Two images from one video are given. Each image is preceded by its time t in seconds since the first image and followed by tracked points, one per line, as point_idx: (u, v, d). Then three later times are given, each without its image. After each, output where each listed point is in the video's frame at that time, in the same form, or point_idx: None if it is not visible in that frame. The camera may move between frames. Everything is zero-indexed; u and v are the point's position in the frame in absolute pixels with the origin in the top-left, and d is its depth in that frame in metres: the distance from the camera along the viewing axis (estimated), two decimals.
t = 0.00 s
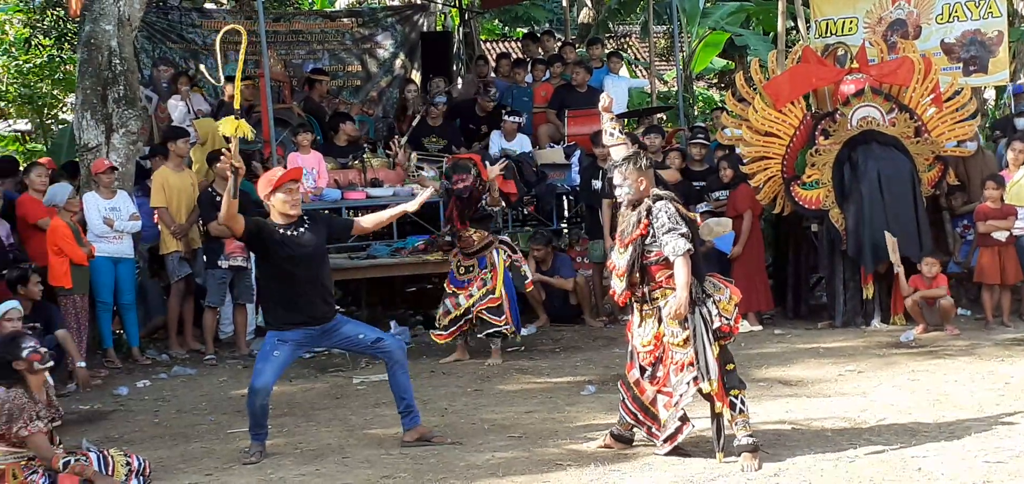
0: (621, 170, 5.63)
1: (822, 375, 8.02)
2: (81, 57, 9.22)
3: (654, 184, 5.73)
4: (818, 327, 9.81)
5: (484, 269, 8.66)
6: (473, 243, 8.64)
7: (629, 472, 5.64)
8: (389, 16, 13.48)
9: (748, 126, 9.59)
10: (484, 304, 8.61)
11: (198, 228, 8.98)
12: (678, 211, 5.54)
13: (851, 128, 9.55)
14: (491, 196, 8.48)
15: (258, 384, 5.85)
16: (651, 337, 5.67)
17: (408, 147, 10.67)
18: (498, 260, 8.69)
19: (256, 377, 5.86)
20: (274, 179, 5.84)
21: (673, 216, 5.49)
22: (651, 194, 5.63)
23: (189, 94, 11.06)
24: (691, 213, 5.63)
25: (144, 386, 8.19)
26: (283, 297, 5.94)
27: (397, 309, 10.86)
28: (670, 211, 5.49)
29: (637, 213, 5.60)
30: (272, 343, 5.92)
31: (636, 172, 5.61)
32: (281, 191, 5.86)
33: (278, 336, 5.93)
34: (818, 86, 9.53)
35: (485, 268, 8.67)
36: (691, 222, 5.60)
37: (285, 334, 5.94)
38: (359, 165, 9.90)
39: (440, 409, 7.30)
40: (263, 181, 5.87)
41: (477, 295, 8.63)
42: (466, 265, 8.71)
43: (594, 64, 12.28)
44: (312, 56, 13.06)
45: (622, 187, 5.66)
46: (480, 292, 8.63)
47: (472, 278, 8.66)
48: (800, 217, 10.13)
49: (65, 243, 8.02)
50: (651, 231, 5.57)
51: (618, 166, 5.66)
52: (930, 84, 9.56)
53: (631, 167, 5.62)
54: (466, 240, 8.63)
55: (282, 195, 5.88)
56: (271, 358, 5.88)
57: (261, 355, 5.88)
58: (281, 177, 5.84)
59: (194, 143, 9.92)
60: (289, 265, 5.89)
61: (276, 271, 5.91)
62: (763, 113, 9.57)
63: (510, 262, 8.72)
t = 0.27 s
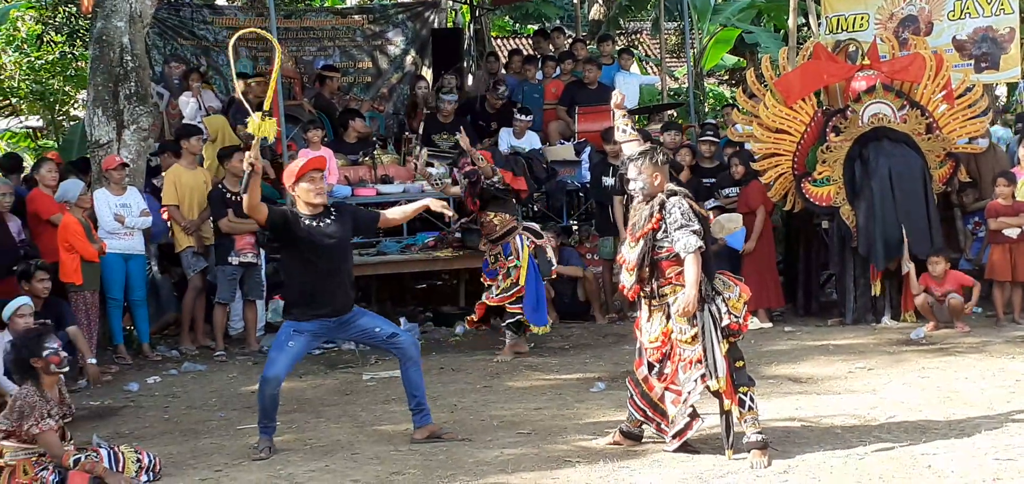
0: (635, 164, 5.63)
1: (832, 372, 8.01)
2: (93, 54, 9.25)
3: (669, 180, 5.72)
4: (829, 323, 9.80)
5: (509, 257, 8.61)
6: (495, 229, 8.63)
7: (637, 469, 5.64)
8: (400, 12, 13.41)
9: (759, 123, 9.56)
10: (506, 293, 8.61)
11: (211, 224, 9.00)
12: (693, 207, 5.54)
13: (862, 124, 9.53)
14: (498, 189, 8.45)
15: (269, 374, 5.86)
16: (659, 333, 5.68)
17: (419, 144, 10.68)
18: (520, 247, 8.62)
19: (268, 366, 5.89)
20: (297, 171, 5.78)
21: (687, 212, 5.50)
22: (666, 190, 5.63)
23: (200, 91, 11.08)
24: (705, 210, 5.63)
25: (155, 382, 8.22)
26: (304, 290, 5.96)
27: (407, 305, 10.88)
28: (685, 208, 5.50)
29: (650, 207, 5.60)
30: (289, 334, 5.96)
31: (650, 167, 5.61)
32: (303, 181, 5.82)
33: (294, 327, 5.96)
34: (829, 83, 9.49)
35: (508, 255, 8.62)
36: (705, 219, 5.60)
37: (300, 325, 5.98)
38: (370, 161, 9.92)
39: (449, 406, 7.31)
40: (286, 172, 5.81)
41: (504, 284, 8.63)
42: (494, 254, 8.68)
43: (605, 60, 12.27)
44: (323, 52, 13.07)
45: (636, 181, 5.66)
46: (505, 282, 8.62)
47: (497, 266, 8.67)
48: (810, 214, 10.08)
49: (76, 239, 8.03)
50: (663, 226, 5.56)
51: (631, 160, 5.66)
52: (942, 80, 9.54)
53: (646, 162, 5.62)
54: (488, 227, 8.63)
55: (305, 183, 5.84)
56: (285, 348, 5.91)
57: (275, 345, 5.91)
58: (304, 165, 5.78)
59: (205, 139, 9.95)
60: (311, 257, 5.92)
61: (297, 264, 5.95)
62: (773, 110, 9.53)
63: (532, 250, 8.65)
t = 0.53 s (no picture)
0: (636, 164, 5.65)
1: (832, 371, 8.01)
2: (93, 54, 9.25)
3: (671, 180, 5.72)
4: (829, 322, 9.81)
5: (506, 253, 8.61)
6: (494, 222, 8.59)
7: (638, 468, 5.65)
8: (400, 12, 13.46)
9: (759, 122, 9.57)
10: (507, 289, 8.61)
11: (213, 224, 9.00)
12: (693, 208, 5.54)
13: (862, 123, 9.53)
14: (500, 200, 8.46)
15: (286, 376, 5.91)
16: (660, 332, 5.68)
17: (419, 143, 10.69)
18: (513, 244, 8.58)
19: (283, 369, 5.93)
20: (297, 180, 5.84)
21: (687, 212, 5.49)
22: (666, 189, 5.63)
23: (200, 91, 11.09)
24: (705, 211, 5.62)
25: (156, 381, 8.23)
26: (317, 296, 5.93)
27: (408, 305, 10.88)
28: (685, 208, 5.49)
29: (651, 207, 5.60)
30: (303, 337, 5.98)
31: (650, 166, 5.61)
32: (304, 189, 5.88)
33: (310, 330, 5.99)
34: (829, 82, 9.50)
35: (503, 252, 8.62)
36: (705, 219, 5.59)
37: (316, 328, 6.00)
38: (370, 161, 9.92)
39: (450, 405, 7.32)
40: (285, 182, 5.88)
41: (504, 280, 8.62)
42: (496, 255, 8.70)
43: (605, 59, 12.28)
44: (324, 52, 13.08)
45: (638, 181, 5.66)
46: (504, 279, 8.61)
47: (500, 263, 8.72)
48: (811, 213, 10.08)
49: (77, 238, 8.04)
50: (664, 226, 5.56)
51: (632, 159, 5.67)
52: (942, 80, 9.55)
53: (647, 161, 5.62)
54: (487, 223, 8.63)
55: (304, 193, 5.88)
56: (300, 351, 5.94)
57: (292, 347, 5.95)
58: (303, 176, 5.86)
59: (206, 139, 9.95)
60: (311, 265, 5.89)
61: (303, 273, 5.91)
62: (773, 109, 9.55)
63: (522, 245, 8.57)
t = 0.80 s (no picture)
0: (635, 164, 5.61)
1: (832, 371, 8.01)
2: (93, 53, 9.25)
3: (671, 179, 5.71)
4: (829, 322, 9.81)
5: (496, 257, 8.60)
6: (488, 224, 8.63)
7: (638, 468, 5.64)
8: (400, 11, 13.44)
9: (759, 122, 9.58)
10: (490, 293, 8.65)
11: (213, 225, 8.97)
12: (695, 208, 5.53)
13: (862, 122, 9.52)
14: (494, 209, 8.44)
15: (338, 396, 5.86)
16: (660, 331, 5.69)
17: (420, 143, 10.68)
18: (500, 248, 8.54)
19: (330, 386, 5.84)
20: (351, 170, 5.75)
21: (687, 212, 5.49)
22: (666, 189, 5.62)
23: (200, 90, 11.09)
24: (705, 212, 5.61)
25: (156, 381, 8.22)
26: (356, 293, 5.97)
27: (408, 305, 10.88)
28: (685, 208, 5.48)
29: (650, 208, 5.60)
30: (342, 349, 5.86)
31: (650, 166, 5.59)
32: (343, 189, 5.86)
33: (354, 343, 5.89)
34: (829, 82, 9.51)
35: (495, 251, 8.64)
36: (705, 219, 5.58)
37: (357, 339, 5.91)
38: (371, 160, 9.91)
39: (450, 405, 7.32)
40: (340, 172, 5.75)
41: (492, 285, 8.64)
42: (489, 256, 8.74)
43: (605, 59, 12.27)
44: (323, 51, 13.08)
45: (637, 181, 5.64)
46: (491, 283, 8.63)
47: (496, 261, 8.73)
48: (810, 213, 10.07)
49: (77, 238, 8.03)
50: (664, 227, 5.55)
51: (631, 159, 5.65)
52: (942, 79, 9.55)
53: (646, 161, 5.60)
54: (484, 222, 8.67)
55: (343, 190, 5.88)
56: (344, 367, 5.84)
57: (338, 366, 5.84)
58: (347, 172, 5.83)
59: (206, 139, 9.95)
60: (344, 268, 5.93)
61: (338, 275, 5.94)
62: (773, 108, 9.56)
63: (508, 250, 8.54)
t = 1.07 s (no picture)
0: (633, 175, 5.56)
1: (832, 372, 8.01)
2: (93, 55, 9.26)
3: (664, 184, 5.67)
4: (828, 324, 9.80)
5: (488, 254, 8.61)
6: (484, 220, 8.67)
7: (638, 470, 5.64)
8: (400, 13, 13.44)
9: (759, 123, 9.59)
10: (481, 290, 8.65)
11: (213, 226, 9.00)
12: (689, 209, 5.53)
13: (862, 124, 9.53)
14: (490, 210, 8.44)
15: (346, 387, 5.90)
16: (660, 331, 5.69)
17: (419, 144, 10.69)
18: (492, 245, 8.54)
19: (338, 378, 5.90)
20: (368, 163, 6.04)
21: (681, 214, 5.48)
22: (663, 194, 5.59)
23: (200, 92, 11.09)
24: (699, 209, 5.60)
25: (156, 383, 8.22)
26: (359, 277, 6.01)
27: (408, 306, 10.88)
28: (679, 209, 5.48)
29: (643, 215, 5.60)
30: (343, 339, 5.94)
31: (641, 179, 5.56)
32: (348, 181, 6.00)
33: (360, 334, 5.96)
34: (829, 83, 9.52)
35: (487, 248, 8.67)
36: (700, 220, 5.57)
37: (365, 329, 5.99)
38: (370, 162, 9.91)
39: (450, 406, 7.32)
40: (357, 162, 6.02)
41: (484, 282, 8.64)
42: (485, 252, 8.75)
43: (606, 61, 12.27)
44: (323, 53, 13.09)
45: (636, 192, 5.58)
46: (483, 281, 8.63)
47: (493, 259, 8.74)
48: (810, 215, 10.07)
49: (77, 239, 8.04)
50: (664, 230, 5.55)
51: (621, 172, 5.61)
52: (942, 81, 9.53)
53: (636, 173, 5.57)
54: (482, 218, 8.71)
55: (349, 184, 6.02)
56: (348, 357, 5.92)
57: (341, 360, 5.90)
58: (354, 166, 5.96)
59: (206, 141, 9.95)
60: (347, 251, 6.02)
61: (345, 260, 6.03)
62: (773, 110, 9.57)
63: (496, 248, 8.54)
